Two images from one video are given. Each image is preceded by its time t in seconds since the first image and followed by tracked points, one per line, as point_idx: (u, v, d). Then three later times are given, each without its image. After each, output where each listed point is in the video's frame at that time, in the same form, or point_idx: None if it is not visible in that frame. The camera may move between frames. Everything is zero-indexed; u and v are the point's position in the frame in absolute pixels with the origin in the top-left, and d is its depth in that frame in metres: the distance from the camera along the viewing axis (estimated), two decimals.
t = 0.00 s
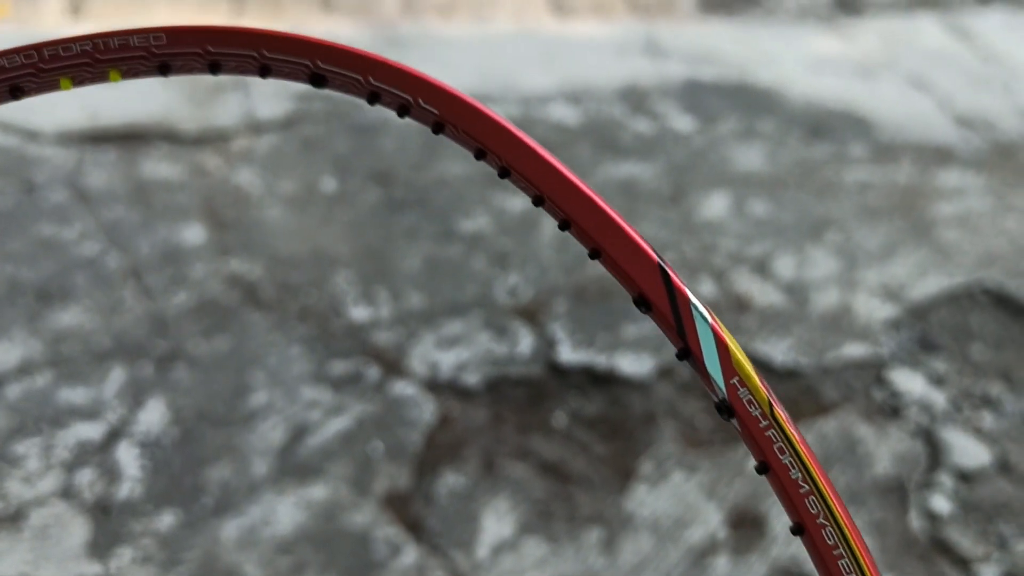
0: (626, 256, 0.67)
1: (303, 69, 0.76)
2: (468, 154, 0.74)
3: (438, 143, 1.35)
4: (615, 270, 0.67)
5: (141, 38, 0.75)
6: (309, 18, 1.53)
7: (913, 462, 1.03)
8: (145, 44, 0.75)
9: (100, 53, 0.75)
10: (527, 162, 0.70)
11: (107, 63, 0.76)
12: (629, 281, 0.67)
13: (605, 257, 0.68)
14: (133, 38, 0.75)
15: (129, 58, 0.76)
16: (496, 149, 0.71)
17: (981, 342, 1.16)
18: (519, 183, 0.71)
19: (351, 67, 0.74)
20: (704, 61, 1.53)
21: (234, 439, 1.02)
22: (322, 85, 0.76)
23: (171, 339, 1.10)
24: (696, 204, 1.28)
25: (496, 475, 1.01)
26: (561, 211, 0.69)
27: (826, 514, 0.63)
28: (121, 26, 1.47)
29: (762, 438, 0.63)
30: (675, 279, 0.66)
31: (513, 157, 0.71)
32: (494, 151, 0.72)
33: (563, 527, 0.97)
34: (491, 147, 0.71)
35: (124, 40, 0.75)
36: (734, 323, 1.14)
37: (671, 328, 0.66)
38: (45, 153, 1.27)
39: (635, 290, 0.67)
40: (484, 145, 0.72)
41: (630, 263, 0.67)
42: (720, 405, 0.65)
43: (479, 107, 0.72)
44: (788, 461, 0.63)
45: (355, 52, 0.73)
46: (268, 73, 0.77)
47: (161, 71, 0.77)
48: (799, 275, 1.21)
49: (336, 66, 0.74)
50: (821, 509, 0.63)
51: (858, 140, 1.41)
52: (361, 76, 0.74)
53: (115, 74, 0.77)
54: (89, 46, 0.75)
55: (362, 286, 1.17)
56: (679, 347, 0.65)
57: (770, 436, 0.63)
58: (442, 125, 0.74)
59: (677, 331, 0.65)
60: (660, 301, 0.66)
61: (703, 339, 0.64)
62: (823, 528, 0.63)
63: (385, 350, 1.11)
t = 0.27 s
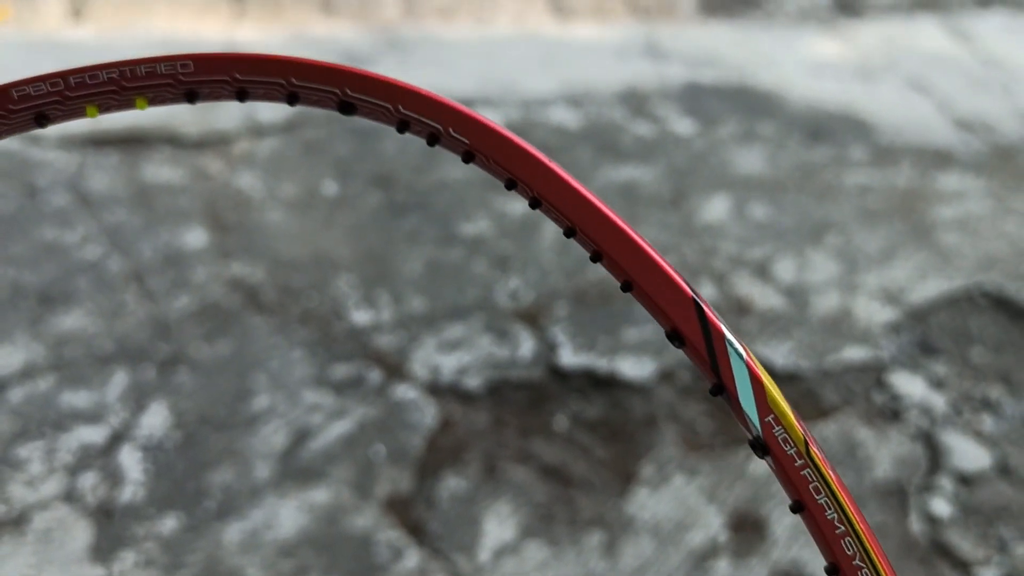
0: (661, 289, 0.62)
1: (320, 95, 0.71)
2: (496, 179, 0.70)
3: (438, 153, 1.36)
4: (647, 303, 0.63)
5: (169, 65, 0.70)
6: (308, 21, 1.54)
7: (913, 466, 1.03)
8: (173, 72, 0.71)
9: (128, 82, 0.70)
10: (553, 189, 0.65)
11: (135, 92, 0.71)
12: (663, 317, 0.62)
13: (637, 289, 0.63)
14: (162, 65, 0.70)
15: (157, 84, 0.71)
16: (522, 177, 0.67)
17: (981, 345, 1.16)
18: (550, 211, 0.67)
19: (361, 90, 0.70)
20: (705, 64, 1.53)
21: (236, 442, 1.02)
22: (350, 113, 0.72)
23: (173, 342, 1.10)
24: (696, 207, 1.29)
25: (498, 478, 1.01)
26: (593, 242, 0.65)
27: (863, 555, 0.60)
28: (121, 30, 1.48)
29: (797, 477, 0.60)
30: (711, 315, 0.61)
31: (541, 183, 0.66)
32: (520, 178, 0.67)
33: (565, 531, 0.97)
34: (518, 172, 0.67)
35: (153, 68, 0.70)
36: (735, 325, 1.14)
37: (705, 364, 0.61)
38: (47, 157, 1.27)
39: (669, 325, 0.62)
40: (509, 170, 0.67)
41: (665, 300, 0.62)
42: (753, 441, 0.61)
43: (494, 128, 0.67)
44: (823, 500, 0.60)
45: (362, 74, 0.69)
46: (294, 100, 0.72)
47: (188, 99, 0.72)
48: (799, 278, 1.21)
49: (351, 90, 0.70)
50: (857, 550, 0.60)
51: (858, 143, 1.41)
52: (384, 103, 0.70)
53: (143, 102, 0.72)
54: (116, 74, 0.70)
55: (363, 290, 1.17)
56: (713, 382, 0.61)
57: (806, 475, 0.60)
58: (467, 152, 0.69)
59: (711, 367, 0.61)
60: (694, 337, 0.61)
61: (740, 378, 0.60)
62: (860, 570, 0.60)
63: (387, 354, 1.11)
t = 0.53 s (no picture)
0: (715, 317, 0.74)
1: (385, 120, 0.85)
2: (552, 205, 0.84)
3: (439, 157, 1.35)
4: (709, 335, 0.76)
5: (220, 89, 0.82)
6: (310, 24, 1.54)
7: (916, 469, 1.03)
8: (223, 95, 0.83)
9: (176, 104, 0.83)
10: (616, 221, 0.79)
11: (184, 114, 0.84)
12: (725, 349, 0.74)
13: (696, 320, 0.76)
14: (211, 89, 0.82)
15: (206, 109, 0.84)
16: (584, 208, 0.81)
17: (982, 348, 1.16)
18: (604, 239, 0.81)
19: (431, 118, 0.83)
20: (706, 67, 1.53)
21: (240, 446, 1.02)
22: (402, 135, 0.86)
23: (177, 346, 1.10)
24: (698, 210, 1.29)
25: (501, 482, 1.01)
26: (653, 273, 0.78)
27: None
28: (124, 32, 1.48)
29: (858, 505, 0.69)
30: (774, 350, 0.72)
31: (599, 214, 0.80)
32: (579, 208, 0.81)
33: (568, 534, 0.97)
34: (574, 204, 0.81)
35: (202, 92, 0.83)
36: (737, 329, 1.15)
37: (767, 397, 0.73)
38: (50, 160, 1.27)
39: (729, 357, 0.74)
40: (570, 201, 0.81)
41: (729, 333, 0.74)
42: (819, 476, 0.71)
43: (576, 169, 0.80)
44: (887, 533, 0.68)
45: (454, 109, 0.82)
46: (346, 123, 0.86)
47: (238, 120, 0.85)
48: (801, 281, 1.21)
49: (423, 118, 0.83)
50: None
51: (860, 146, 1.41)
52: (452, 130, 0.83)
53: (193, 125, 0.85)
54: (166, 98, 0.82)
55: (366, 293, 1.18)
56: (777, 415, 0.72)
57: (868, 506, 0.69)
58: (564, 206, 0.82)
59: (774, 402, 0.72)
60: (755, 368, 0.73)
61: (802, 411, 0.71)
62: None
63: (390, 357, 1.11)
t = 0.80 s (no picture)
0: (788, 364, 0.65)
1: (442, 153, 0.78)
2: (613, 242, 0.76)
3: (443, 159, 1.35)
4: (773, 373, 0.66)
5: (282, 122, 0.77)
6: (314, 27, 1.54)
7: (921, 472, 1.03)
8: (284, 129, 0.77)
9: (238, 139, 0.77)
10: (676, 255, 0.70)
11: (246, 149, 0.78)
12: (789, 388, 0.66)
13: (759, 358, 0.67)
14: (273, 123, 0.77)
15: (267, 143, 0.78)
16: (642, 240, 0.72)
17: (987, 351, 1.16)
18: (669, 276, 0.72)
19: (485, 150, 0.76)
20: (710, 69, 1.53)
21: (245, 450, 1.02)
22: (463, 169, 0.78)
23: (182, 349, 1.10)
24: (703, 213, 1.29)
25: (506, 486, 1.01)
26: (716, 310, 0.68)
27: None
28: (128, 34, 1.48)
29: (931, 560, 0.62)
30: (839, 388, 0.64)
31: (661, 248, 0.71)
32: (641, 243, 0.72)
33: (573, 538, 0.97)
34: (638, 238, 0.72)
35: (263, 126, 0.77)
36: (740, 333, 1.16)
37: (834, 440, 0.64)
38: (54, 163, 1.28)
39: (793, 397, 0.65)
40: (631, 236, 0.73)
41: (792, 371, 0.65)
42: (885, 521, 0.64)
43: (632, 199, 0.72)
44: None
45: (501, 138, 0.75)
46: (406, 157, 0.79)
47: (298, 155, 0.79)
48: (806, 284, 1.21)
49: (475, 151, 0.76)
50: None
51: (864, 148, 1.41)
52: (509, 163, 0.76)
53: (255, 159, 0.79)
54: (228, 132, 0.76)
55: (370, 296, 1.18)
56: (842, 459, 0.64)
57: (941, 559, 0.62)
58: (626, 242, 0.73)
59: (841, 445, 0.64)
60: (820, 410, 0.65)
61: (870, 456, 0.63)
62: None
63: (395, 360, 1.11)
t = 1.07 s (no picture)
0: (834, 392, 0.68)
1: (484, 179, 0.83)
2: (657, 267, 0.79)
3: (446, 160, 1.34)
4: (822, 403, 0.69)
5: (321, 149, 0.81)
6: (316, 29, 1.54)
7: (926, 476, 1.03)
8: (323, 156, 0.82)
9: (277, 165, 0.82)
10: (720, 282, 0.73)
11: (285, 174, 0.83)
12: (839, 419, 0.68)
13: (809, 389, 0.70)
14: (311, 149, 0.81)
15: (305, 169, 0.83)
16: (687, 269, 0.75)
17: (992, 354, 1.16)
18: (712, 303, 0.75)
19: (530, 177, 0.80)
20: (713, 71, 1.53)
21: (249, 454, 1.02)
22: (504, 194, 0.83)
23: (185, 353, 1.10)
24: (706, 215, 1.29)
25: (511, 490, 1.01)
26: (762, 340, 0.71)
27: None
28: (129, 36, 1.48)
29: None
30: (891, 422, 0.66)
31: (703, 276, 0.74)
32: (684, 271, 0.76)
33: (578, 542, 0.97)
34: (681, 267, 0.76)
35: (301, 152, 0.82)
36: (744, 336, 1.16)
37: (884, 471, 0.67)
38: (56, 166, 1.28)
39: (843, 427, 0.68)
40: (675, 264, 0.76)
41: (841, 402, 0.67)
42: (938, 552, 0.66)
43: (677, 228, 0.75)
44: None
45: (547, 167, 0.79)
46: (445, 182, 0.84)
47: (337, 179, 0.84)
48: (810, 287, 1.21)
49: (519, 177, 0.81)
50: None
51: (867, 150, 1.41)
52: (553, 190, 0.80)
53: (292, 184, 0.84)
54: (267, 159, 0.81)
55: (373, 299, 1.17)
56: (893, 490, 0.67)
57: None
58: (669, 269, 0.77)
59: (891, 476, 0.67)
60: (870, 441, 0.67)
61: (923, 490, 0.65)
62: None
63: (398, 364, 1.11)
